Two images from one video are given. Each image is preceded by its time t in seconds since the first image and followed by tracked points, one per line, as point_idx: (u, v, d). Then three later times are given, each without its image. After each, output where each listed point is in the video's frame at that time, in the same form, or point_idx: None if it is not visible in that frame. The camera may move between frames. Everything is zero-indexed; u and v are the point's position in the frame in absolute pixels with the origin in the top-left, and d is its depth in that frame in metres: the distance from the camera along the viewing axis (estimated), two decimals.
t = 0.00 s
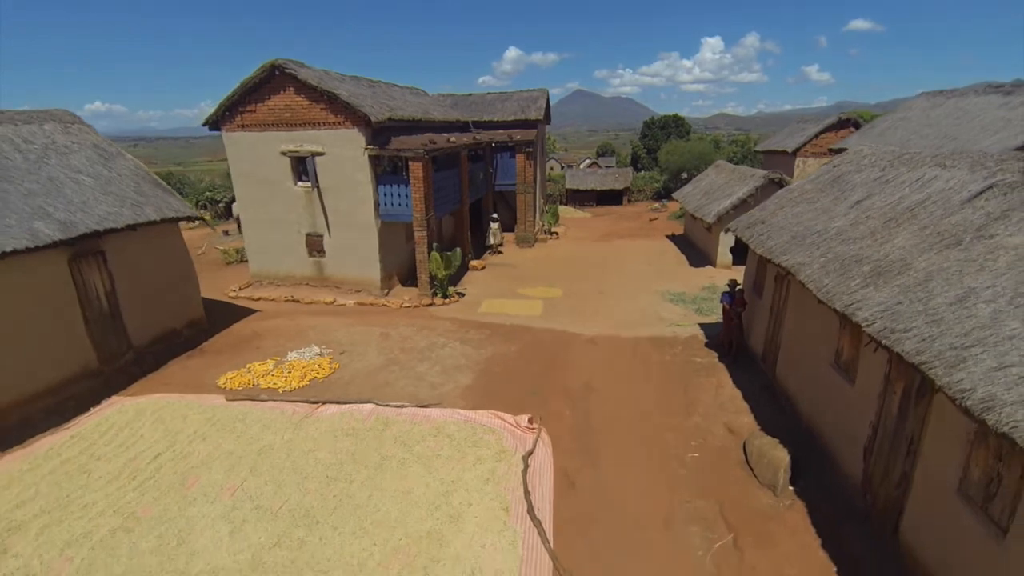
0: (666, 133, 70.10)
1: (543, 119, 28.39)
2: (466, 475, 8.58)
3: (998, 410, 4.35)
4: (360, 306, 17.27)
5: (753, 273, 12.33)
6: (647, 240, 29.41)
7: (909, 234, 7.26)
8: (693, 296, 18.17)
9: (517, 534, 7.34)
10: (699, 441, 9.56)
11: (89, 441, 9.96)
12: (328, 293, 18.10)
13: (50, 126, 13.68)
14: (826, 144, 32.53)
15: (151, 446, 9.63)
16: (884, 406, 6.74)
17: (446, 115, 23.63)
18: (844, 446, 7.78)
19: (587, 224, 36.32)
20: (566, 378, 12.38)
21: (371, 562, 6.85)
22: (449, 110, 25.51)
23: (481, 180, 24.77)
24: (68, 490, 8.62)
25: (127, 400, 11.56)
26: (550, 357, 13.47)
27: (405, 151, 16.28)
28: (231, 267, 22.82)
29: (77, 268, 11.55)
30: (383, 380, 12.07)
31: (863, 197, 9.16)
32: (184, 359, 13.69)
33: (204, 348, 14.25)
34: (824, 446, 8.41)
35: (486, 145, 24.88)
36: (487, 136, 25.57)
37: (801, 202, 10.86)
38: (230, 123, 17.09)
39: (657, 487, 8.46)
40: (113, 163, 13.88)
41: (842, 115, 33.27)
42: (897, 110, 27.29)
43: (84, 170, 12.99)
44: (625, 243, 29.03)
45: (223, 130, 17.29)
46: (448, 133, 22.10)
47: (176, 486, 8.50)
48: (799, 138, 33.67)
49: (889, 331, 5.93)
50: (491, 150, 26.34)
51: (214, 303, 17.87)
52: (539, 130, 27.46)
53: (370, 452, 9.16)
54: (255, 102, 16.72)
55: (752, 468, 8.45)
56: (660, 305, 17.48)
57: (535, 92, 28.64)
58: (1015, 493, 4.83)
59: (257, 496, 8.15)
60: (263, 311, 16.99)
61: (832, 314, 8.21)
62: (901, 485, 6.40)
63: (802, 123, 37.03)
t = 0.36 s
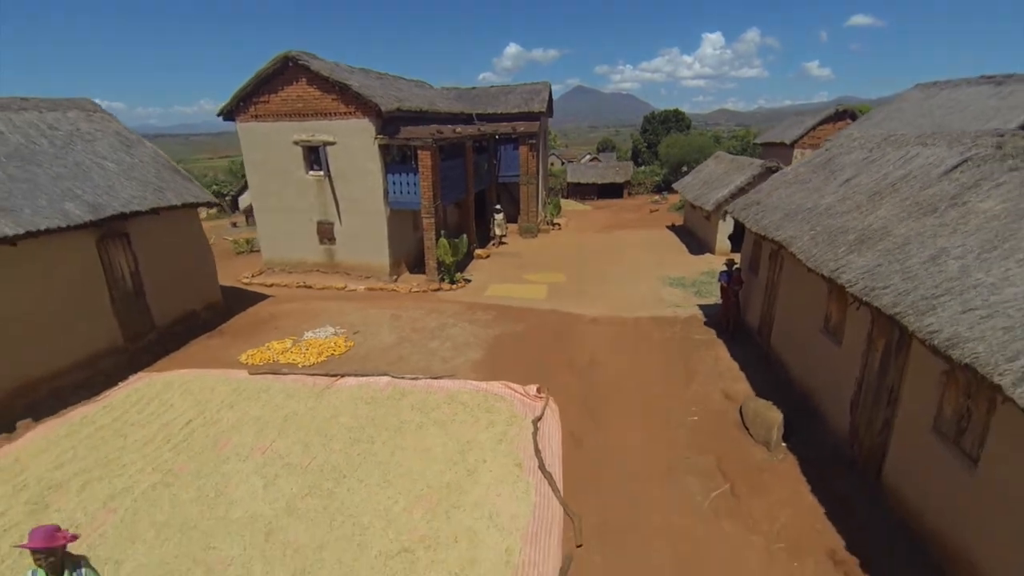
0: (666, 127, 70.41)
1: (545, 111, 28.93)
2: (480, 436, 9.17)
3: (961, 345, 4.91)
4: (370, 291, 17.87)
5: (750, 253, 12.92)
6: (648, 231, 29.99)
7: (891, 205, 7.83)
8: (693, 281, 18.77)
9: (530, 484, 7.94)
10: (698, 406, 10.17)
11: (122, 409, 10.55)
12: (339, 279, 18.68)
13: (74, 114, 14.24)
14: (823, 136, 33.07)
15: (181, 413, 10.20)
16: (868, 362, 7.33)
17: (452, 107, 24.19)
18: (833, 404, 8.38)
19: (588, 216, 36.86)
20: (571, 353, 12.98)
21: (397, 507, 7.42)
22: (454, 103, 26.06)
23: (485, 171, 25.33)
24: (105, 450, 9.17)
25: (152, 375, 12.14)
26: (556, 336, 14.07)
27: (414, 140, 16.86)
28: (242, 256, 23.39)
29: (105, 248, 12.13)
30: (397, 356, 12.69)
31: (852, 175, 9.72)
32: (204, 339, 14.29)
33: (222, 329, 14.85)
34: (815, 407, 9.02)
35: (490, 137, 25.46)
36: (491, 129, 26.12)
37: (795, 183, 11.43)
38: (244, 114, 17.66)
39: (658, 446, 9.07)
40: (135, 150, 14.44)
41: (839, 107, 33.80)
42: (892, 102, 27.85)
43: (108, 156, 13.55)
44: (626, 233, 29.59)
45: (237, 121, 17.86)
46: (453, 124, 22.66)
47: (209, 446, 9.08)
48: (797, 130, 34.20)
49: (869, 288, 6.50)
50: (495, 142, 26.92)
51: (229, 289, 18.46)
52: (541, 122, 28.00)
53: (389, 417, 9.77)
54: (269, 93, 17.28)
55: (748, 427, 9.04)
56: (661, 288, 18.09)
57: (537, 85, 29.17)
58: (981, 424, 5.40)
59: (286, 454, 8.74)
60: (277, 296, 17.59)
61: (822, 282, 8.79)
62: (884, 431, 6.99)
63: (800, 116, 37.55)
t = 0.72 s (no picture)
0: (666, 123, 70.73)
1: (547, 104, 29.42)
2: (492, 401, 9.69)
3: (935, 290, 5.43)
4: (379, 276, 18.37)
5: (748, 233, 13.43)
6: (648, 222, 30.47)
7: (877, 178, 8.36)
8: (692, 266, 19.28)
9: (540, 441, 8.45)
10: (698, 375, 10.69)
11: (148, 380, 11.06)
12: (348, 265, 19.18)
13: (94, 101, 14.74)
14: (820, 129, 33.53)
15: (205, 383, 10.71)
16: (856, 322, 7.85)
17: (456, 100, 24.69)
18: (824, 366, 8.91)
19: (590, 209, 37.33)
20: (576, 331, 13.50)
21: (417, 460, 7.93)
22: (458, 95, 26.55)
23: (488, 162, 25.83)
24: (136, 415, 9.69)
25: (174, 351, 12.64)
26: (560, 316, 14.57)
27: (422, 129, 17.36)
28: (252, 246, 23.90)
29: (128, 229, 12.63)
30: (409, 333, 13.20)
31: (843, 154, 10.24)
32: (221, 319, 14.80)
33: (238, 311, 15.35)
34: (808, 372, 9.54)
35: (494, 129, 25.95)
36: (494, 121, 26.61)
37: (789, 164, 11.95)
38: (256, 104, 18.17)
39: (660, 410, 9.59)
40: (153, 137, 14.95)
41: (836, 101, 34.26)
42: (888, 94, 28.33)
43: (129, 142, 14.06)
44: (627, 224, 30.08)
45: (249, 111, 18.37)
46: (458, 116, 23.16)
47: (234, 411, 9.59)
48: (795, 123, 34.66)
49: (855, 250, 7.03)
50: (498, 134, 27.42)
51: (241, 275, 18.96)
52: (543, 114, 28.50)
53: (404, 385, 10.28)
54: (280, 84, 17.78)
55: (745, 391, 9.56)
56: (661, 273, 18.60)
57: (539, 78, 29.67)
58: (955, 366, 5.91)
59: (309, 417, 9.25)
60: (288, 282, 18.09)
61: (814, 253, 9.31)
62: (870, 385, 7.51)
63: (798, 110, 38.00)
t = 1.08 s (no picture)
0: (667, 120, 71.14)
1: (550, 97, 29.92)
2: (504, 367, 10.17)
3: (920, 242, 5.91)
4: (388, 261, 18.85)
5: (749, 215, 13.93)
6: (650, 214, 30.97)
7: (870, 152, 8.85)
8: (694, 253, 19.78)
9: (552, 400, 8.93)
10: (700, 346, 11.17)
11: (173, 351, 11.54)
12: (358, 251, 19.66)
13: (116, 88, 15.23)
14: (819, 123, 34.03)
15: (229, 352, 11.20)
16: (850, 286, 8.34)
17: (461, 93, 25.19)
18: (821, 332, 9.39)
19: (592, 203, 37.80)
20: (582, 309, 13.99)
21: (436, 415, 8.41)
22: (463, 88, 27.04)
23: (493, 154, 26.32)
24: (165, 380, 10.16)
25: (195, 326, 13.12)
26: (566, 296, 15.07)
27: (431, 117, 17.86)
28: (262, 235, 24.39)
29: (151, 209, 13.12)
30: (421, 311, 13.68)
31: (838, 134, 10.73)
32: (238, 300, 15.28)
33: (253, 292, 15.83)
34: (806, 339, 10.03)
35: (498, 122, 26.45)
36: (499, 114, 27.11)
37: (787, 147, 12.44)
38: (269, 94, 18.66)
39: (664, 376, 10.08)
40: (172, 123, 15.45)
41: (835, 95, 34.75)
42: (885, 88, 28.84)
43: (150, 126, 14.56)
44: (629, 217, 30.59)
45: (262, 100, 18.86)
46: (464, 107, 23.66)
47: (259, 376, 10.07)
48: (794, 118, 35.15)
49: (849, 215, 7.52)
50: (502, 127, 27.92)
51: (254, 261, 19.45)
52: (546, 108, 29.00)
53: (419, 354, 10.76)
54: (292, 73, 18.28)
55: (745, 358, 10.05)
56: (664, 259, 19.09)
57: (542, 73, 30.16)
58: (940, 315, 6.40)
59: (330, 381, 9.73)
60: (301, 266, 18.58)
61: (811, 226, 9.81)
62: (863, 343, 7.99)
63: (797, 105, 38.51)
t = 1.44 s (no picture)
0: (669, 118, 71.53)
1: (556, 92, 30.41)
2: (520, 336, 10.61)
3: (917, 197, 6.37)
4: (401, 247, 19.33)
5: (755, 197, 14.38)
6: (655, 207, 31.41)
7: (871, 126, 9.30)
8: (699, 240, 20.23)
9: (568, 363, 9.38)
10: (707, 319, 11.62)
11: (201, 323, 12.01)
12: (371, 238, 20.14)
13: (140, 75, 15.76)
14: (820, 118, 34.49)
15: (255, 323, 11.67)
16: (852, 252, 8.79)
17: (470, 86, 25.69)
18: (825, 300, 9.84)
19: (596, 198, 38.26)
20: (592, 289, 14.44)
21: (459, 375, 8.87)
22: (471, 82, 27.53)
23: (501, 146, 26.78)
24: (196, 346, 10.64)
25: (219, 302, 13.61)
26: (576, 277, 15.53)
27: (443, 106, 18.36)
28: (275, 225, 24.86)
29: (178, 189, 13.60)
30: (436, 289, 14.14)
31: (841, 113, 11.18)
32: (257, 280, 15.76)
33: (272, 274, 16.31)
34: (810, 309, 10.48)
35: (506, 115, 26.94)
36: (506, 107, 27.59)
37: (791, 129, 12.89)
38: (285, 84, 19.17)
39: (674, 344, 10.52)
40: (195, 109, 15.99)
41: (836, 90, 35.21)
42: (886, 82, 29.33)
43: (174, 112, 15.09)
44: (633, 209, 31.05)
45: (278, 90, 19.37)
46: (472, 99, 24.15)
47: (286, 343, 10.54)
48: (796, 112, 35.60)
49: (851, 181, 7.98)
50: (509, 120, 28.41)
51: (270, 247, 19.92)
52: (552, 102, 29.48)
53: (438, 325, 11.22)
54: (308, 64, 18.79)
55: (751, 327, 10.49)
56: (670, 245, 19.54)
57: (548, 68, 30.66)
58: (936, 269, 6.86)
59: (355, 347, 10.19)
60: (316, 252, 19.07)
61: (814, 200, 10.27)
62: (865, 304, 8.44)
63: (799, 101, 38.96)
